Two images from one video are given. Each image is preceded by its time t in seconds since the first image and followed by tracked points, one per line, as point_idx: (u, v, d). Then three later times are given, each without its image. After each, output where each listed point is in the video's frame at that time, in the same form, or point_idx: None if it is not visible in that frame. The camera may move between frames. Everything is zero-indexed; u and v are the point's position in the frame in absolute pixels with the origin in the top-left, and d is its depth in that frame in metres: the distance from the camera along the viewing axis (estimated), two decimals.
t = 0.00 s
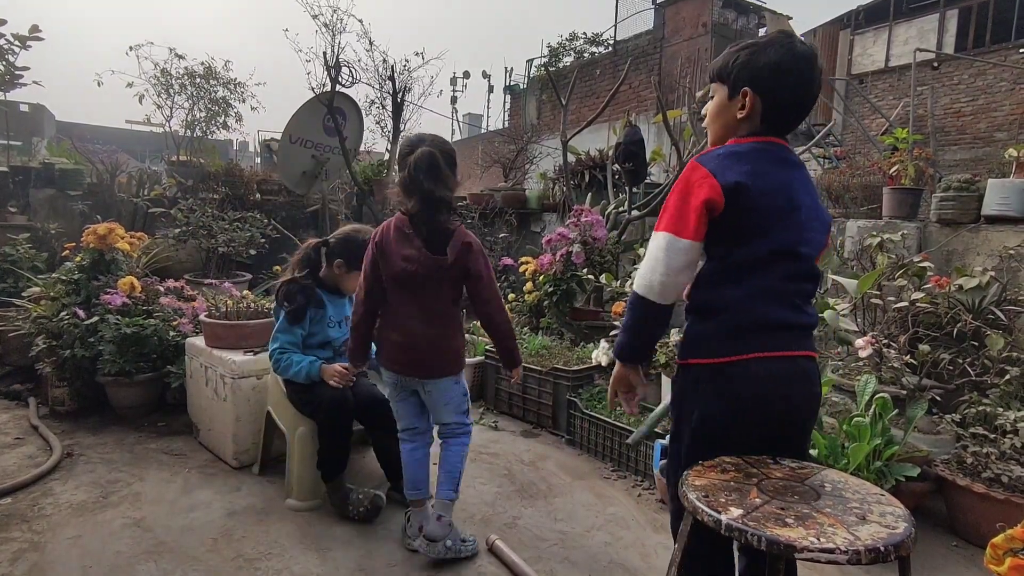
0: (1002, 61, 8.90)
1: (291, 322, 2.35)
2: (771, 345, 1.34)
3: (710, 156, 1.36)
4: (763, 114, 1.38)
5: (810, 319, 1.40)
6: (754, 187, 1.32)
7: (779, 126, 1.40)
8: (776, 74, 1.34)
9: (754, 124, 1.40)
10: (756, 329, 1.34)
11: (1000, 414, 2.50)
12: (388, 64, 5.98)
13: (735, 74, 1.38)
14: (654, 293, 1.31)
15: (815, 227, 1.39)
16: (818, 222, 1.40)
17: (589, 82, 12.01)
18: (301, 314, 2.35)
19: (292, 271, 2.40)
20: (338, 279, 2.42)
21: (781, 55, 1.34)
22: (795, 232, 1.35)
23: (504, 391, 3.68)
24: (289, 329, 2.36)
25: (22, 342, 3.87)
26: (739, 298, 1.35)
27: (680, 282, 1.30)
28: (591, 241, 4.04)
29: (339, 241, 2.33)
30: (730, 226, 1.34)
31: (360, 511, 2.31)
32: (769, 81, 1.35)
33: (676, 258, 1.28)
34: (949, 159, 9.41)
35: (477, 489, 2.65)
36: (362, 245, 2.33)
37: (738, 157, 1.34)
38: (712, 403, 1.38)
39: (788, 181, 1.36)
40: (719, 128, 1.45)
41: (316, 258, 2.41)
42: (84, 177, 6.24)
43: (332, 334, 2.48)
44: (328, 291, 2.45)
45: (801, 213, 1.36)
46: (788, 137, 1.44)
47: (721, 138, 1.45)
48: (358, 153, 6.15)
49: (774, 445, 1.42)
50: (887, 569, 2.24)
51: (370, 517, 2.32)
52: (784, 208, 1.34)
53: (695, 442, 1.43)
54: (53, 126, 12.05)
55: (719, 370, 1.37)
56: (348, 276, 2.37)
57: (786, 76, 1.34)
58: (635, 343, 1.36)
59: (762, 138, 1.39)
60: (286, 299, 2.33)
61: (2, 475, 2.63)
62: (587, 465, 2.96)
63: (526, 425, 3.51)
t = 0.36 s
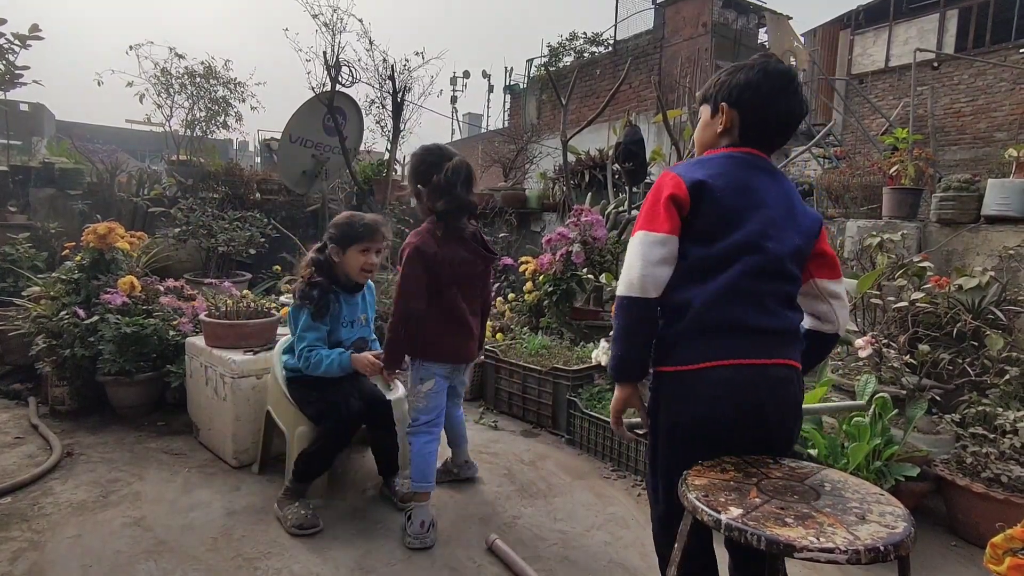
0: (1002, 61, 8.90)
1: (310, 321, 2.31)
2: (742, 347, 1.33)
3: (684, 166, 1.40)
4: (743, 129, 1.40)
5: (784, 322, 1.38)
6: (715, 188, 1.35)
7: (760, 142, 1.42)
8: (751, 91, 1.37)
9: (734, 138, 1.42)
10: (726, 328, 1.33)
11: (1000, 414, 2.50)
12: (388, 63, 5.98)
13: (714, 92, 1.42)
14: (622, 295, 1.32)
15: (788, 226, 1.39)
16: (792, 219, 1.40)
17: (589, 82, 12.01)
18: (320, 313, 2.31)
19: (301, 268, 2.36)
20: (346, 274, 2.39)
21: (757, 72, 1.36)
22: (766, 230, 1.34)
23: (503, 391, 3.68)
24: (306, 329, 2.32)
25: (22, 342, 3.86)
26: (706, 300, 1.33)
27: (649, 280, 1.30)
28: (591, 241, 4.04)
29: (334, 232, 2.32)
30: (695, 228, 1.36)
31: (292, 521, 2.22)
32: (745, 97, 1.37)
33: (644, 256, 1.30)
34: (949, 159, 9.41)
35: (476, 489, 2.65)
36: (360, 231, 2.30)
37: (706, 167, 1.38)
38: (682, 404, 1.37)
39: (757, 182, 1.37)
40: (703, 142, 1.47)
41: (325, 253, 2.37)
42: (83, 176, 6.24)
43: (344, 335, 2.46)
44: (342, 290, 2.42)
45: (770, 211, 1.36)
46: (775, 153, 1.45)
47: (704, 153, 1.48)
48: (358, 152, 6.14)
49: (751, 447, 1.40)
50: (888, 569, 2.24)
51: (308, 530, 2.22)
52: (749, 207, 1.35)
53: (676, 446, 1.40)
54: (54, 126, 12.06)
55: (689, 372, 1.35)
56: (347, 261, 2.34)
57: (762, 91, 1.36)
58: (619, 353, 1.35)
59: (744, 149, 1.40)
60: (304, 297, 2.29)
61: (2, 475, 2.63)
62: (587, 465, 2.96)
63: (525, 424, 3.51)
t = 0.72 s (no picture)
0: (1002, 62, 8.90)
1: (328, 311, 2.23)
2: (755, 353, 1.34)
3: (714, 149, 1.32)
4: (765, 108, 1.37)
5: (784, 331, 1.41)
6: (757, 183, 1.30)
7: (785, 121, 1.38)
8: (777, 67, 1.32)
9: (756, 120, 1.38)
10: (740, 335, 1.33)
11: (1000, 414, 2.51)
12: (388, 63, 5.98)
13: (737, 69, 1.37)
14: (671, 295, 1.22)
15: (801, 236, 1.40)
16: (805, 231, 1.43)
17: (589, 82, 12.01)
18: (337, 302, 2.25)
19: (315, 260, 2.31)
20: (358, 266, 2.35)
21: (783, 47, 1.32)
22: (790, 237, 1.35)
23: (502, 391, 3.68)
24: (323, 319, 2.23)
25: (22, 342, 3.86)
26: (725, 305, 1.33)
27: (705, 279, 1.22)
28: (591, 241, 4.04)
29: (338, 223, 2.31)
30: (733, 222, 1.31)
31: (282, 518, 2.23)
32: (770, 75, 1.33)
33: (697, 252, 1.22)
34: (949, 160, 9.41)
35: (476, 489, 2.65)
36: (360, 220, 2.28)
37: (740, 154, 1.32)
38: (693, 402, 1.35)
39: (786, 182, 1.36)
40: (723, 126, 1.43)
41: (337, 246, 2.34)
42: (83, 175, 6.24)
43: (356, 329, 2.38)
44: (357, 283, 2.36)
45: (793, 220, 1.37)
46: (790, 137, 1.43)
47: (723, 134, 1.44)
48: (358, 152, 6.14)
49: (749, 447, 1.41)
50: (887, 569, 2.24)
51: (297, 529, 2.21)
52: (779, 211, 1.34)
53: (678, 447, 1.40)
54: (54, 125, 12.07)
55: (704, 375, 1.33)
56: (356, 252, 2.32)
57: (789, 68, 1.32)
58: (650, 354, 1.25)
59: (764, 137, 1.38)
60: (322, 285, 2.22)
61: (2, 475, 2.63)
62: (586, 465, 2.96)
63: (525, 424, 3.51)
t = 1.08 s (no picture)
0: (1002, 62, 8.91)
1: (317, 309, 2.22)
2: (779, 349, 1.34)
3: (729, 152, 1.33)
4: (780, 125, 1.37)
5: (813, 329, 1.40)
6: (776, 178, 1.32)
7: (800, 133, 1.39)
8: (789, 83, 1.32)
9: (771, 136, 1.39)
10: (766, 334, 1.34)
11: (999, 415, 2.50)
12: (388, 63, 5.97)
13: (747, 86, 1.36)
14: (699, 284, 1.22)
15: (823, 232, 1.40)
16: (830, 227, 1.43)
17: (589, 82, 12.01)
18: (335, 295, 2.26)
19: (311, 256, 2.32)
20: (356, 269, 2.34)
21: (795, 62, 1.31)
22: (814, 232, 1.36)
23: (502, 391, 3.68)
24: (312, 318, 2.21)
25: (21, 341, 3.86)
26: (751, 303, 1.33)
27: (733, 266, 1.22)
28: (591, 241, 4.04)
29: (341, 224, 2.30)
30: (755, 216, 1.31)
31: (281, 518, 2.23)
32: (782, 91, 1.33)
33: (723, 240, 1.21)
34: (949, 160, 9.41)
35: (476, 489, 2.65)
36: (368, 222, 2.29)
37: (756, 156, 1.33)
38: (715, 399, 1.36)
39: (804, 180, 1.38)
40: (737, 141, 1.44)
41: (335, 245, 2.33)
42: (82, 175, 6.24)
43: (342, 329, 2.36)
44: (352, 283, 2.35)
45: (814, 216, 1.37)
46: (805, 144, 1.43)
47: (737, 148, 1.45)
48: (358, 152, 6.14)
49: (773, 445, 1.41)
50: (887, 569, 2.23)
51: (296, 529, 2.21)
52: (799, 208, 1.34)
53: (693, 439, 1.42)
54: (54, 125, 12.09)
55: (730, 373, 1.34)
56: (356, 254, 2.31)
57: (801, 85, 1.32)
58: (678, 351, 1.26)
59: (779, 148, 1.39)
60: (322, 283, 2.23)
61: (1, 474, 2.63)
62: (586, 465, 2.96)
63: (524, 424, 3.51)
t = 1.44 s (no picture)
0: (1002, 62, 8.91)
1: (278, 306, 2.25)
2: (790, 347, 1.36)
3: (742, 150, 1.32)
4: (777, 108, 1.36)
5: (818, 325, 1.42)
6: (789, 180, 1.31)
7: (797, 116, 1.38)
8: (778, 66, 1.32)
9: (769, 120, 1.37)
10: (777, 332, 1.34)
11: (999, 415, 2.50)
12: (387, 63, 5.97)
13: (740, 74, 1.36)
14: (709, 291, 1.23)
15: (833, 230, 1.41)
16: (836, 221, 1.45)
17: (589, 83, 12.02)
18: (295, 294, 2.26)
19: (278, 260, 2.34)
20: (326, 266, 2.36)
21: (782, 46, 1.32)
22: (825, 232, 1.37)
23: (502, 391, 3.67)
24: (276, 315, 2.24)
25: (21, 341, 3.86)
26: (764, 302, 1.33)
27: (743, 274, 1.22)
28: (591, 241, 4.04)
29: (307, 224, 2.31)
30: (769, 219, 1.31)
31: (280, 518, 2.22)
32: (774, 75, 1.33)
33: (731, 247, 1.22)
34: (949, 161, 9.41)
35: (475, 489, 2.65)
36: (333, 220, 2.30)
37: (769, 154, 1.31)
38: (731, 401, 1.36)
39: (815, 174, 1.38)
40: (736, 131, 1.42)
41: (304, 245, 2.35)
42: (82, 175, 6.23)
43: (318, 326, 2.36)
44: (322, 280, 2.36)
45: (824, 215, 1.38)
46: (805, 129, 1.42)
47: (735, 138, 1.43)
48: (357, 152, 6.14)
49: (786, 446, 1.41)
50: (887, 569, 2.23)
51: (296, 529, 2.21)
52: (810, 208, 1.35)
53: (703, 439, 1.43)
54: (54, 125, 12.10)
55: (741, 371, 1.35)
56: (325, 252, 2.32)
57: (790, 68, 1.32)
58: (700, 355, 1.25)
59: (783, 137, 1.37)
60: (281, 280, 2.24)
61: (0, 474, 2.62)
62: (586, 465, 2.96)
63: (524, 424, 3.51)
